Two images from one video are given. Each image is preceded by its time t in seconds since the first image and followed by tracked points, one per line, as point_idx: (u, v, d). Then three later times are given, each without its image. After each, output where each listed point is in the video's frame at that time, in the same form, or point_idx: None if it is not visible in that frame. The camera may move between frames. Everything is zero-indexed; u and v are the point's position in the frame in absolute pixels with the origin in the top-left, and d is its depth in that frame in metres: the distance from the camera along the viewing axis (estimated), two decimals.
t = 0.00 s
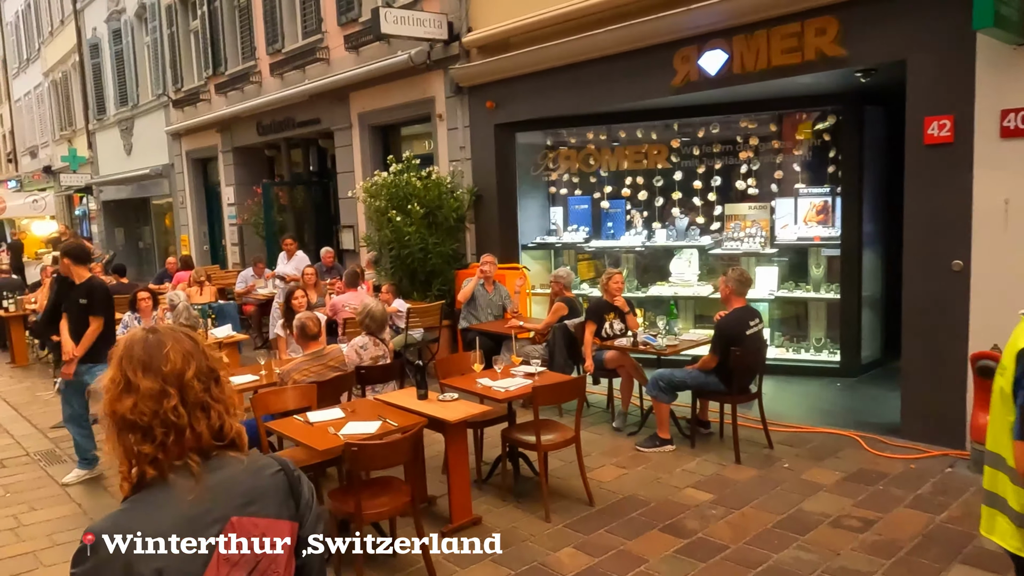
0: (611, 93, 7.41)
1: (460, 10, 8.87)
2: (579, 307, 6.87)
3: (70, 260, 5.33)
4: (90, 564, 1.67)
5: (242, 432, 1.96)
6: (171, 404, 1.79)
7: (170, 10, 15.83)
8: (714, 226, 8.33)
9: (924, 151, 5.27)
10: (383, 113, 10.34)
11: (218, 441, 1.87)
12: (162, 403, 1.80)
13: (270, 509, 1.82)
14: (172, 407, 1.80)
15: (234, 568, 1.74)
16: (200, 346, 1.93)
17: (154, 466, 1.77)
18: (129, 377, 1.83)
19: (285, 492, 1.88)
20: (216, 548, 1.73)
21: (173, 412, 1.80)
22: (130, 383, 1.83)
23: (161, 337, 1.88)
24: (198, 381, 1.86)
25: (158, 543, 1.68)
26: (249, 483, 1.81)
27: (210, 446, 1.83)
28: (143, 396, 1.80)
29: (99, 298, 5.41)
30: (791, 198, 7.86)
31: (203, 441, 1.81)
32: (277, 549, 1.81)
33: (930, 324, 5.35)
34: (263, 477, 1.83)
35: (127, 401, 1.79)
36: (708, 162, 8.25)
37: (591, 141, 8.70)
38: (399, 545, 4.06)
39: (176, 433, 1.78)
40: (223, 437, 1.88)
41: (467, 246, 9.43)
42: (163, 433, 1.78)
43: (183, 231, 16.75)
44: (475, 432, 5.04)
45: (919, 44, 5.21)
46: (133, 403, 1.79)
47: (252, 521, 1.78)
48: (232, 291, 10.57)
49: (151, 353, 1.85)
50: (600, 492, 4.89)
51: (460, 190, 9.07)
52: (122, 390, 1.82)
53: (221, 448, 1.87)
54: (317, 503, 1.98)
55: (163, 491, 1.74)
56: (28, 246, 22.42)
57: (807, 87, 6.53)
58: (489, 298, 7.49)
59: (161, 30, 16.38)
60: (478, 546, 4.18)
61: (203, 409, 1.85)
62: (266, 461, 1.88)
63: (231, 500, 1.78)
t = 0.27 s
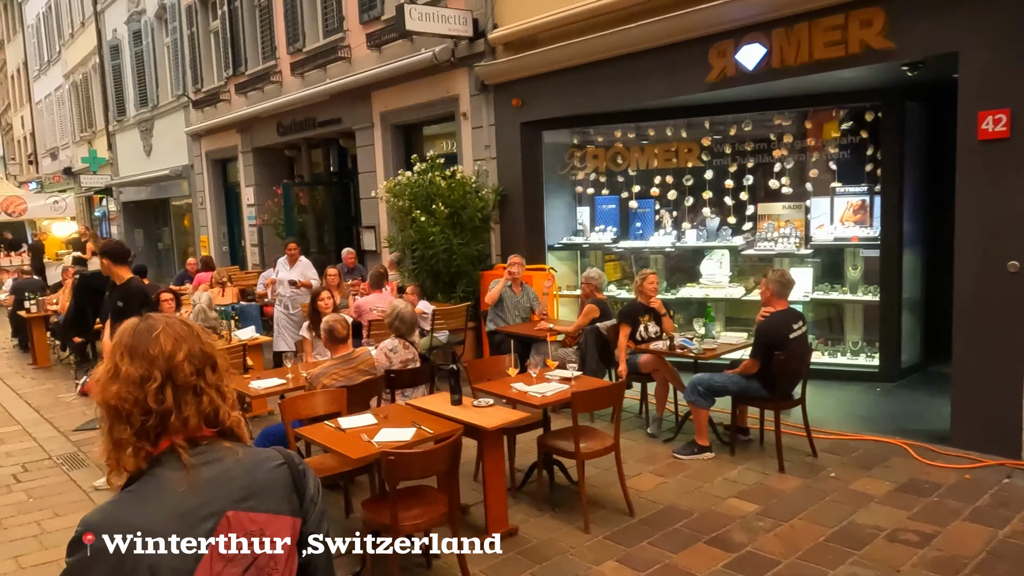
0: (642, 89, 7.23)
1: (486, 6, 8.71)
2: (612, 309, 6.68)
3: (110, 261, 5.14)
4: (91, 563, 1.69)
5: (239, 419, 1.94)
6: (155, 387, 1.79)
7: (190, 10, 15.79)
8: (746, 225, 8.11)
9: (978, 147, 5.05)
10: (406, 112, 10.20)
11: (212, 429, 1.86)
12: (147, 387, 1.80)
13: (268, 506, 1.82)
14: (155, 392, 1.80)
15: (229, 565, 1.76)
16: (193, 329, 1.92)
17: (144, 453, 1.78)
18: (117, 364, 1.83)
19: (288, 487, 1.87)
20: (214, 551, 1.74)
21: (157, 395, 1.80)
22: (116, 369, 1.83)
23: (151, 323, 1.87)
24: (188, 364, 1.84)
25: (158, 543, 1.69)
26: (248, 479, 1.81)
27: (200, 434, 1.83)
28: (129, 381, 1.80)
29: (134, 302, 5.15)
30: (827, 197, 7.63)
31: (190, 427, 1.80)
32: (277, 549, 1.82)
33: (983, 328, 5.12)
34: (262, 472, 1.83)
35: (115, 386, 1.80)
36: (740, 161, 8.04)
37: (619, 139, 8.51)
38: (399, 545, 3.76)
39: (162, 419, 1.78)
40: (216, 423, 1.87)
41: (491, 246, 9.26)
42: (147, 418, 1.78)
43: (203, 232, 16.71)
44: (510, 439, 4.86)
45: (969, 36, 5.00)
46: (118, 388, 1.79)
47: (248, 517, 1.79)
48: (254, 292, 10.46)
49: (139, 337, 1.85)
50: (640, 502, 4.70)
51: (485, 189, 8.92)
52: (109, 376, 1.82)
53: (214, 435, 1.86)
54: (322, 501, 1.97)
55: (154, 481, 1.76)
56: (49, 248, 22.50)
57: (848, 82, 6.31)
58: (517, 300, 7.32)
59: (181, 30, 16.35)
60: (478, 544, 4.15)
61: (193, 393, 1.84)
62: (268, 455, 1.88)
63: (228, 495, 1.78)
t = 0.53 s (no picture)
0: (676, 87, 7.01)
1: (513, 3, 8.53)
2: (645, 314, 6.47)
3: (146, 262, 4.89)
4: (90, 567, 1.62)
5: (255, 438, 1.87)
6: (170, 400, 1.72)
7: (210, 11, 15.73)
8: (781, 228, 7.87)
9: None
10: (429, 112, 10.03)
11: (228, 446, 1.79)
12: (161, 400, 1.73)
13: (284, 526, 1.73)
14: (171, 404, 1.73)
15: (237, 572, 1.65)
16: (210, 342, 1.86)
17: (156, 470, 1.71)
18: (131, 375, 1.77)
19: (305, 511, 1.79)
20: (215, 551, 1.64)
21: (172, 409, 1.73)
22: (131, 382, 1.76)
23: (167, 334, 1.81)
24: (204, 377, 1.77)
25: (158, 543, 1.62)
26: (266, 499, 1.72)
27: (216, 452, 1.76)
28: (142, 394, 1.73)
29: (167, 307, 4.88)
30: (867, 198, 7.38)
31: (206, 442, 1.73)
32: (278, 549, 1.70)
33: None
34: (279, 492, 1.75)
35: (127, 399, 1.73)
36: (775, 161, 7.79)
37: (649, 139, 8.29)
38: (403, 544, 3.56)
39: (176, 434, 1.71)
40: (232, 440, 1.80)
41: (517, 248, 9.07)
42: (161, 432, 1.71)
43: (222, 234, 16.64)
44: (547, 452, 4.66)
45: None
46: (132, 401, 1.73)
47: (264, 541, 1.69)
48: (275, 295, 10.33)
49: (154, 350, 1.79)
50: (684, 518, 4.49)
51: (512, 191, 8.73)
52: (123, 389, 1.75)
53: (229, 453, 1.79)
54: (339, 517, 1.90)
55: (167, 498, 1.68)
56: (69, 249, 22.56)
57: (894, 79, 6.06)
58: (547, 305, 7.12)
59: (202, 31, 16.30)
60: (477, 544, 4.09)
61: (209, 407, 1.77)
62: (284, 474, 1.81)
63: (243, 517, 1.68)
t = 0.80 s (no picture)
0: (707, 83, 6.79)
1: None
2: (678, 320, 6.21)
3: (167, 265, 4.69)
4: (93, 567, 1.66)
5: (273, 453, 1.88)
6: (191, 416, 1.74)
7: (227, 12, 15.64)
8: (815, 229, 7.62)
9: None
10: (449, 112, 9.84)
11: (246, 462, 1.80)
12: (182, 413, 1.74)
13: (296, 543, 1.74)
14: (191, 420, 1.74)
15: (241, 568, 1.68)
16: (229, 357, 1.88)
17: (174, 485, 1.73)
18: (151, 389, 1.78)
19: (320, 536, 1.79)
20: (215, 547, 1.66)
21: (193, 425, 1.74)
22: (150, 397, 1.77)
23: (187, 349, 1.83)
24: (224, 392, 1.79)
25: (158, 543, 1.64)
26: (280, 517, 1.74)
27: (234, 469, 1.78)
28: (163, 408, 1.75)
29: (187, 312, 4.69)
30: (905, 198, 7.11)
31: (226, 459, 1.75)
32: (278, 547, 1.71)
33: None
34: (295, 511, 1.76)
35: (147, 415, 1.75)
36: (808, 160, 7.54)
37: (678, 138, 8.05)
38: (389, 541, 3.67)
39: (197, 451, 1.72)
40: (251, 457, 1.81)
41: (541, 251, 8.86)
42: (182, 449, 1.73)
43: (239, 236, 16.53)
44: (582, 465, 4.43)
45: None
46: (152, 417, 1.74)
47: (278, 561, 1.70)
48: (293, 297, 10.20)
49: (174, 365, 1.80)
50: (727, 536, 4.25)
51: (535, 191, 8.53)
52: (142, 404, 1.76)
53: (248, 470, 1.80)
54: (352, 536, 1.91)
55: (184, 514, 1.69)
56: (85, 251, 22.55)
57: (937, 73, 5.81)
58: (574, 309, 6.89)
59: (218, 32, 16.21)
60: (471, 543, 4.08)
61: (228, 424, 1.78)
62: (301, 492, 1.83)
63: (250, 535, 1.69)
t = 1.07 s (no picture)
0: (737, 78, 6.55)
1: None
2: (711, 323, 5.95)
3: (184, 265, 4.51)
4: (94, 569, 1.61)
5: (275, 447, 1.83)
6: (193, 412, 1.67)
7: (242, 10, 15.51)
8: (849, 229, 7.34)
9: None
10: (469, 109, 9.63)
11: (250, 458, 1.76)
12: (183, 410, 1.67)
13: (299, 542, 1.73)
14: (193, 417, 1.67)
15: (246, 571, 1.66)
16: (225, 350, 1.81)
17: (179, 485, 1.67)
18: (146, 386, 1.70)
19: (321, 536, 1.77)
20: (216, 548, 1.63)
21: (195, 421, 1.67)
22: (145, 395, 1.70)
23: (181, 343, 1.74)
24: (225, 387, 1.72)
25: (158, 543, 1.61)
26: (286, 515, 1.72)
27: (240, 465, 1.73)
28: (162, 405, 1.67)
29: (203, 314, 4.50)
30: (945, 197, 6.82)
31: (232, 455, 1.70)
32: (277, 549, 1.68)
33: None
34: (302, 507, 1.75)
35: (145, 414, 1.67)
36: (842, 157, 7.27)
37: (705, 135, 7.80)
38: (400, 544, 3.47)
39: (201, 448, 1.66)
40: (254, 452, 1.75)
41: (563, 251, 8.63)
42: (185, 447, 1.66)
43: (254, 236, 16.41)
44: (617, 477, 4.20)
45: None
46: (151, 415, 1.66)
47: (286, 558, 1.69)
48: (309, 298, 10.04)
49: (170, 359, 1.72)
50: (771, 553, 4.02)
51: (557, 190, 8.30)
52: (139, 402, 1.68)
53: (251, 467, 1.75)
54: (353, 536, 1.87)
55: (191, 516, 1.65)
56: (101, 251, 22.54)
57: (983, 65, 5.55)
58: (599, 312, 6.64)
59: (234, 31, 16.08)
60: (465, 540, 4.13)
61: (231, 419, 1.72)
62: (304, 489, 1.81)
63: (250, 535, 1.66)
